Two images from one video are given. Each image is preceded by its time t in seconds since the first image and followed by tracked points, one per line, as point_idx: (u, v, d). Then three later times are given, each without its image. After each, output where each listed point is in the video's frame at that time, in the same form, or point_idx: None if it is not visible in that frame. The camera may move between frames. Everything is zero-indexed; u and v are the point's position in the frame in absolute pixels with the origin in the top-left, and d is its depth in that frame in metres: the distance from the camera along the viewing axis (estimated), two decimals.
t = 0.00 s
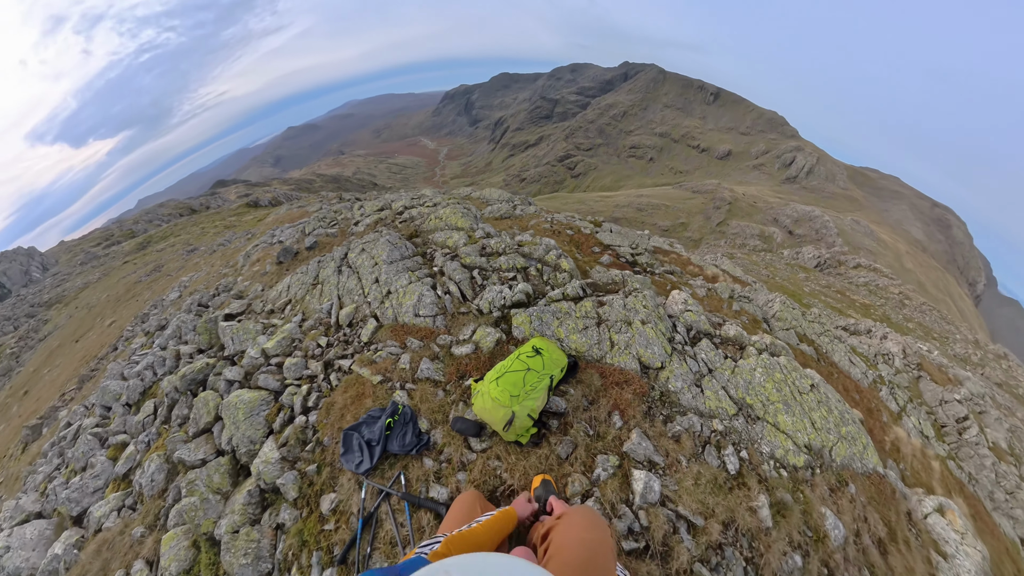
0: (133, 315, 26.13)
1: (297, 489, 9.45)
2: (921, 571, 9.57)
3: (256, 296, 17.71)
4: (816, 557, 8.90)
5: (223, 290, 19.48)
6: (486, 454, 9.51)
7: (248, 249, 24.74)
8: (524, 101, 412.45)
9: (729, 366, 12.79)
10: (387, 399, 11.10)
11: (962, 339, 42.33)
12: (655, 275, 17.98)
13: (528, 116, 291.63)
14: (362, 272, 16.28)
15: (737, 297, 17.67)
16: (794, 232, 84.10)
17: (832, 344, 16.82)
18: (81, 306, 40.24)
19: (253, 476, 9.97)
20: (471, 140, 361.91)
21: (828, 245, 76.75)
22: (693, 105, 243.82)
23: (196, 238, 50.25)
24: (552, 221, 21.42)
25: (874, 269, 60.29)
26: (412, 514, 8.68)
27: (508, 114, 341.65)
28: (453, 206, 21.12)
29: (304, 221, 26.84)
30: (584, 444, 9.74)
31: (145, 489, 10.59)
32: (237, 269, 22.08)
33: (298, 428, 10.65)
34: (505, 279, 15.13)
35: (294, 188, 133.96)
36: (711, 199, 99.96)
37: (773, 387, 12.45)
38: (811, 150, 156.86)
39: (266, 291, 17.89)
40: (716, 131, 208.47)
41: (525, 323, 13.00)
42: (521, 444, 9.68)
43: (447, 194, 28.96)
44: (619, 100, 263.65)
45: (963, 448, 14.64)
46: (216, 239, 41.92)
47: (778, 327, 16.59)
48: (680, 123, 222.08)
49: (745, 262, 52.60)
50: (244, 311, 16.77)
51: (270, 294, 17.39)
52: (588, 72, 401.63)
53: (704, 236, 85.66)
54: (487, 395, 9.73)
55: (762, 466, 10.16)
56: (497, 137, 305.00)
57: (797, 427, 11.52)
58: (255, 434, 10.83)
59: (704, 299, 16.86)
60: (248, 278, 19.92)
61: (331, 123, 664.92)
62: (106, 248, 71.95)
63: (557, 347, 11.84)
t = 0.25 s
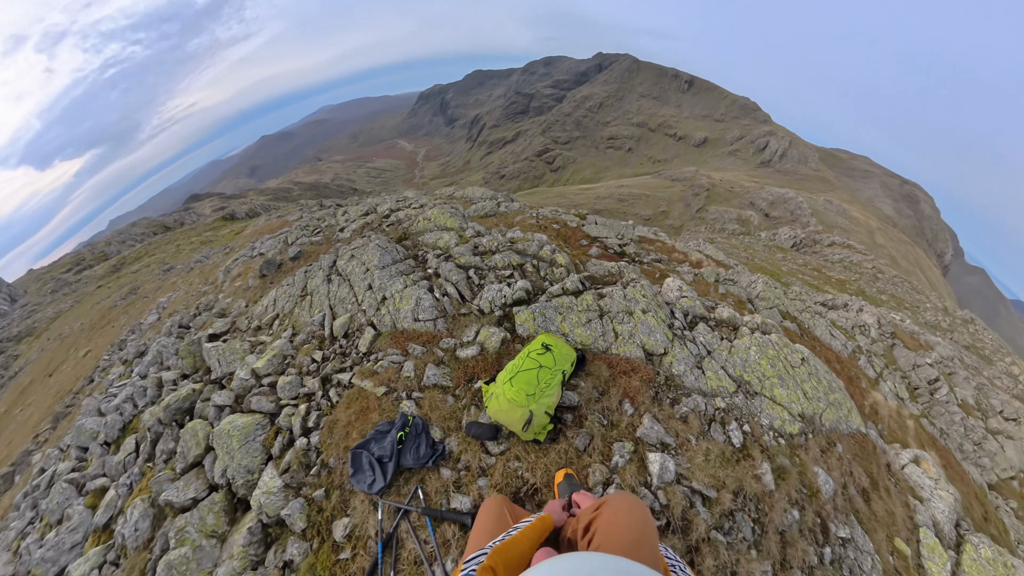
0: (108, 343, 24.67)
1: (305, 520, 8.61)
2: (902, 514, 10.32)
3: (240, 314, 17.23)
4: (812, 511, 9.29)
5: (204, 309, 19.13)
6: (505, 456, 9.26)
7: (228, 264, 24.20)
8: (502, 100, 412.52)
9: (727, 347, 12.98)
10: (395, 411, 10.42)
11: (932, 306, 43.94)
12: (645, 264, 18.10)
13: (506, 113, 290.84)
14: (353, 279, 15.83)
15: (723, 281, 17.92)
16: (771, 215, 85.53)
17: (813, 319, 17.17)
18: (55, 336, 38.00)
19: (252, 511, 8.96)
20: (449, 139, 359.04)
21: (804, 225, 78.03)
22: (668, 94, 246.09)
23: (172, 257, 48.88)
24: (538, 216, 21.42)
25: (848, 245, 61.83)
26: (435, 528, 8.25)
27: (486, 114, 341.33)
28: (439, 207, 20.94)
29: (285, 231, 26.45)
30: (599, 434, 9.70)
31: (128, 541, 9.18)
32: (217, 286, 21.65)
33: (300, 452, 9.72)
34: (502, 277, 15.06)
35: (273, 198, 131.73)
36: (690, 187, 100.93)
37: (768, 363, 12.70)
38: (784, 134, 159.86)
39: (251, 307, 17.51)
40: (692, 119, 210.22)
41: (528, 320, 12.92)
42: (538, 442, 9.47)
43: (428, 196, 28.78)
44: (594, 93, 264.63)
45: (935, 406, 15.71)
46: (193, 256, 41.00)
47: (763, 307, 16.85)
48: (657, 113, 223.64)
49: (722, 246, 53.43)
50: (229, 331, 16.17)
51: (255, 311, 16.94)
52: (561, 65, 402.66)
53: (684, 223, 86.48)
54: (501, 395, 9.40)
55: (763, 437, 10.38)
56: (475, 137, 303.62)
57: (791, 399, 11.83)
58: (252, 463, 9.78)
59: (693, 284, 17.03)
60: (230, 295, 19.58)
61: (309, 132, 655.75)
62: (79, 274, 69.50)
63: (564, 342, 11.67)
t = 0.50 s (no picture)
0: (97, 358, 24.09)
1: (308, 531, 8.53)
2: (890, 489, 10.60)
3: (232, 322, 17.00)
4: (805, 490, 9.49)
5: (194, 319, 18.85)
6: (509, 453, 9.29)
7: (217, 272, 23.92)
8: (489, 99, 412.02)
9: (720, 337, 13.17)
10: (396, 414, 10.39)
11: (915, 291, 44.96)
12: (636, 258, 18.25)
13: (492, 113, 290.39)
14: (347, 283, 15.68)
15: (713, 273, 18.16)
16: (757, 206, 86.70)
17: (801, 307, 17.47)
18: (41, 352, 37.09)
19: (253, 525, 8.86)
20: (436, 140, 356.95)
21: (790, 216, 79.06)
22: (653, 90, 247.72)
23: (160, 267, 48.04)
24: (529, 214, 21.47)
25: (833, 234, 62.86)
26: (442, 530, 8.26)
27: (473, 114, 340.57)
28: (431, 207, 20.85)
29: (274, 236, 26.17)
30: (600, 427, 9.78)
31: (125, 563, 8.99)
32: (207, 295, 21.37)
33: (300, 461, 9.65)
34: (497, 275, 15.07)
35: (260, 204, 129.93)
36: (677, 181, 101.86)
37: (760, 351, 12.90)
38: (768, 127, 162.11)
39: (243, 315, 17.29)
40: (678, 113, 211.74)
41: (525, 317, 12.96)
42: (540, 438, 9.53)
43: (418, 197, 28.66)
44: (581, 90, 265.80)
45: (920, 387, 16.14)
46: (180, 266, 40.29)
47: (753, 296, 17.11)
48: (643, 109, 224.94)
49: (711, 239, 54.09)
50: (221, 341, 15.90)
51: (247, 319, 16.73)
52: (547, 63, 403.05)
53: (673, 217, 87.32)
54: (502, 394, 9.40)
55: (757, 422, 10.54)
56: (462, 137, 302.70)
57: (783, 384, 12.04)
58: (251, 476, 9.68)
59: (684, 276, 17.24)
60: (221, 303, 19.37)
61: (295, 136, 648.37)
62: (64, 288, 68.07)
63: (562, 338, 11.69)
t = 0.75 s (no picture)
0: (101, 355, 24.15)
1: (311, 526, 8.56)
2: (888, 490, 10.64)
3: (235, 321, 17.04)
4: (805, 491, 9.50)
5: (197, 317, 18.90)
6: (510, 452, 9.32)
7: (220, 271, 23.95)
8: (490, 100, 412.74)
9: (721, 338, 13.20)
10: (398, 413, 10.41)
11: (915, 293, 44.94)
12: (637, 259, 18.29)
13: (493, 113, 290.75)
14: (349, 283, 15.72)
15: (714, 274, 18.18)
16: (758, 208, 86.74)
17: (802, 309, 17.50)
18: (44, 349, 37.17)
19: (257, 521, 8.87)
20: (436, 141, 357.01)
21: (790, 218, 78.99)
22: (654, 91, 247.79)
23: (163, 265, 48.15)
24: (531, 215, 21.52)
25: (833, 236, 62.81)
26: (444, 526, 8.27)
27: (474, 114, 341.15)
28: (433, 207, 20.90)
29: (276, 236, 26.18)
30: (601, 426, 9.82)
31: (129, 557, 9.02)
32: (210, 294, 21.42)
33: (303, 457, 9.68)
34: (499, 275, 15.11)
35: (261, 203, 130.21)
36: (678, 182, 102.01)
37: (760, 352, 12.93)
38: (768, 128, 162.24)
39: (246, 314, 17.34)
40: (679, 115, 211.82)
41: (526, 317, 13.00)
42: (542, 437, 9.55)
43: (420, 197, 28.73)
44: (582, 91, 266.28)
45: (919, 389, 16.16)
46: (183, 265, 40.41)
47: (754, 298, 17.14)
48: (644, 110, 224.89)
49: (712, 240, 54.17)
50: (224, 338, 15.93)
51: (250, 317, 16.77)
52: (548, 65, 404.04)
53: (674, 218, 87.44)
54: (504, 393, 9.43)
55: (757, 423, 10.56)
56: (463, 138, 303.03)
57: (783, 385, 12.06)
58: (255, 472, 9.70)
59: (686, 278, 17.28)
60: (224, 302, 19.38)
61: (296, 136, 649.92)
62: (68, 285, 68.42)
63: (563, 338, 11.72)
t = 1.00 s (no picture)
0: (105, 351, 24.31)
1: (314, 518, 8.63)
2: (885, 491, 10.66)
3: (239, 318, 17.15)
4: (802, 491, 9.52)
5: (202, 315, 19.03)
6: (509, 448, 9.37)
7: (224, 269, 24.10)
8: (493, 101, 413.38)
9: (720, 339, 13.22)
10: (400, 409, 10.49)
11: (916, 297, 44.75)
12: (638, 261, 18.33)
13: (496, 114, 291.29)
14: (352, 282, 15.82)
15: (714, 276, 18.21)
16: (759, 210, 86.56)
17: (801, 311, 17.48)
18: (49, 346, 37.37)
19: (262, 512, 8.95)
20: (439, 141, 357.79)
21: (792, 220, 78.76)
22: (656, 93, 247.55)
23: (168, 263, 48.46)
24: (532, 216, 21.60)
25: (835, 239, 62.57)
26: (444, 519, 8.33)
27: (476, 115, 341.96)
28: (435, 208, 21.00)
29: (280, 235, 26.34)
30: (599, 424, 9.87)
31: (136, 547, 9.13)
32: (214, 291, 21.56)
33: (307, 451, 9.77)
34: (500, 275, 15.18)
35: (265, 202, 130.72)
36: (680, 184, 101.94)
37: (758, 353, 12.95)
38: (771, 131, 161.96)
39: (249, 311, 17.47)
40: (682, 117, 211.72)
41: (527, 317, 13.06)
42: (541, 434, 9.61)
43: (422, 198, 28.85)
44: (585, 93, 266.43)
45: (919, 392, 16.11)
46: (187, 263, 40.65)
47: (753, 300, 17.15)
48: (646, 112, 224.85)
49: (713, 243, 54.13)
50: (228, 335, 16.05)
51: (254, 315, 16.90)
52: (551, 66, 404.46)
53: (675, 220, 87.36)
54: (504, 390, 9.50)
55: (753, 423, 10.56)
56: (465, 138, 303.50)
57: (780, 386, 12.07)
58: (259, 465, 9.79)
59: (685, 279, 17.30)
60: (228, 299, 19.52)
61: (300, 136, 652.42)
62: (74, 282, 68.95)
63: (562, 337, 11.78)
